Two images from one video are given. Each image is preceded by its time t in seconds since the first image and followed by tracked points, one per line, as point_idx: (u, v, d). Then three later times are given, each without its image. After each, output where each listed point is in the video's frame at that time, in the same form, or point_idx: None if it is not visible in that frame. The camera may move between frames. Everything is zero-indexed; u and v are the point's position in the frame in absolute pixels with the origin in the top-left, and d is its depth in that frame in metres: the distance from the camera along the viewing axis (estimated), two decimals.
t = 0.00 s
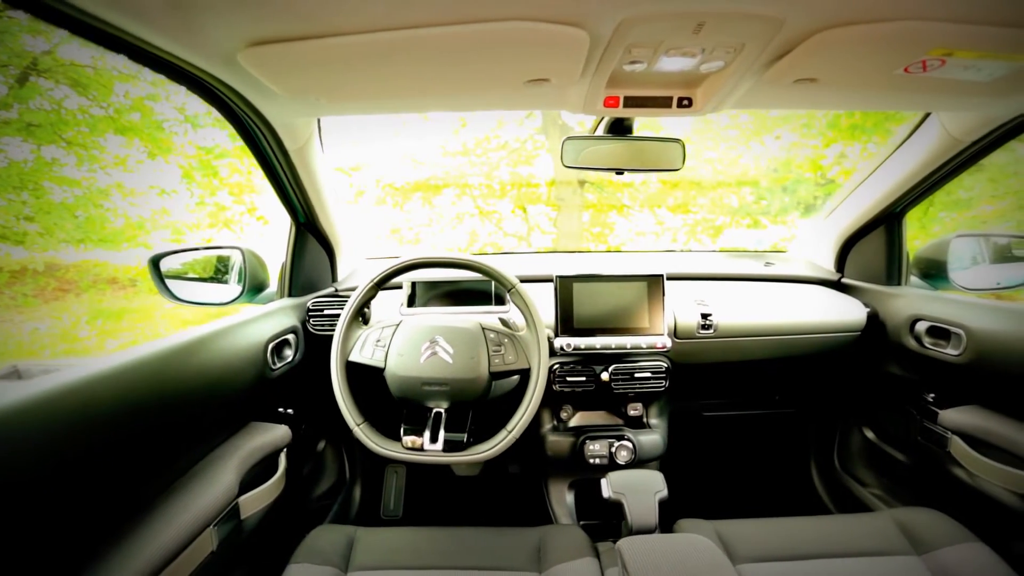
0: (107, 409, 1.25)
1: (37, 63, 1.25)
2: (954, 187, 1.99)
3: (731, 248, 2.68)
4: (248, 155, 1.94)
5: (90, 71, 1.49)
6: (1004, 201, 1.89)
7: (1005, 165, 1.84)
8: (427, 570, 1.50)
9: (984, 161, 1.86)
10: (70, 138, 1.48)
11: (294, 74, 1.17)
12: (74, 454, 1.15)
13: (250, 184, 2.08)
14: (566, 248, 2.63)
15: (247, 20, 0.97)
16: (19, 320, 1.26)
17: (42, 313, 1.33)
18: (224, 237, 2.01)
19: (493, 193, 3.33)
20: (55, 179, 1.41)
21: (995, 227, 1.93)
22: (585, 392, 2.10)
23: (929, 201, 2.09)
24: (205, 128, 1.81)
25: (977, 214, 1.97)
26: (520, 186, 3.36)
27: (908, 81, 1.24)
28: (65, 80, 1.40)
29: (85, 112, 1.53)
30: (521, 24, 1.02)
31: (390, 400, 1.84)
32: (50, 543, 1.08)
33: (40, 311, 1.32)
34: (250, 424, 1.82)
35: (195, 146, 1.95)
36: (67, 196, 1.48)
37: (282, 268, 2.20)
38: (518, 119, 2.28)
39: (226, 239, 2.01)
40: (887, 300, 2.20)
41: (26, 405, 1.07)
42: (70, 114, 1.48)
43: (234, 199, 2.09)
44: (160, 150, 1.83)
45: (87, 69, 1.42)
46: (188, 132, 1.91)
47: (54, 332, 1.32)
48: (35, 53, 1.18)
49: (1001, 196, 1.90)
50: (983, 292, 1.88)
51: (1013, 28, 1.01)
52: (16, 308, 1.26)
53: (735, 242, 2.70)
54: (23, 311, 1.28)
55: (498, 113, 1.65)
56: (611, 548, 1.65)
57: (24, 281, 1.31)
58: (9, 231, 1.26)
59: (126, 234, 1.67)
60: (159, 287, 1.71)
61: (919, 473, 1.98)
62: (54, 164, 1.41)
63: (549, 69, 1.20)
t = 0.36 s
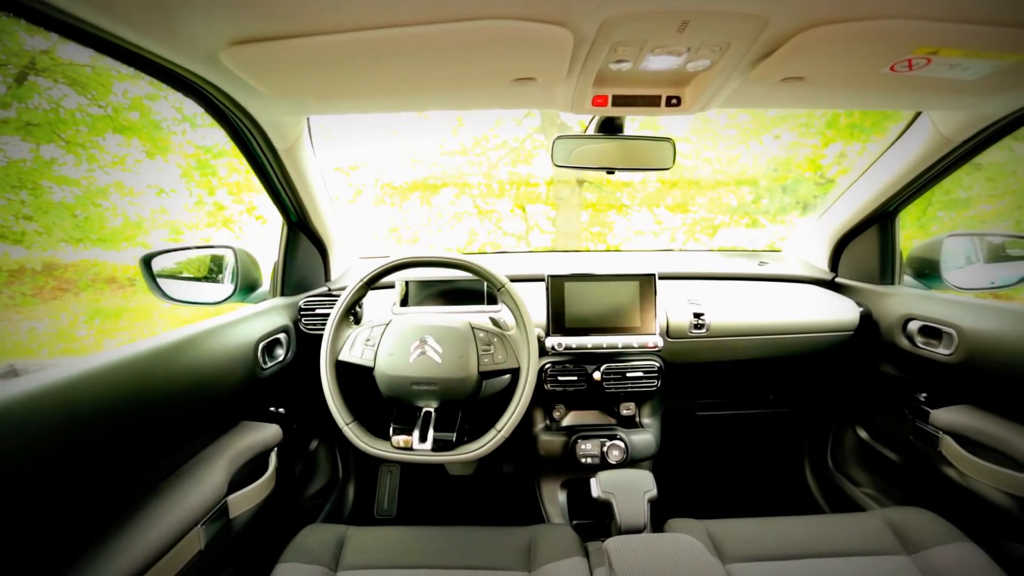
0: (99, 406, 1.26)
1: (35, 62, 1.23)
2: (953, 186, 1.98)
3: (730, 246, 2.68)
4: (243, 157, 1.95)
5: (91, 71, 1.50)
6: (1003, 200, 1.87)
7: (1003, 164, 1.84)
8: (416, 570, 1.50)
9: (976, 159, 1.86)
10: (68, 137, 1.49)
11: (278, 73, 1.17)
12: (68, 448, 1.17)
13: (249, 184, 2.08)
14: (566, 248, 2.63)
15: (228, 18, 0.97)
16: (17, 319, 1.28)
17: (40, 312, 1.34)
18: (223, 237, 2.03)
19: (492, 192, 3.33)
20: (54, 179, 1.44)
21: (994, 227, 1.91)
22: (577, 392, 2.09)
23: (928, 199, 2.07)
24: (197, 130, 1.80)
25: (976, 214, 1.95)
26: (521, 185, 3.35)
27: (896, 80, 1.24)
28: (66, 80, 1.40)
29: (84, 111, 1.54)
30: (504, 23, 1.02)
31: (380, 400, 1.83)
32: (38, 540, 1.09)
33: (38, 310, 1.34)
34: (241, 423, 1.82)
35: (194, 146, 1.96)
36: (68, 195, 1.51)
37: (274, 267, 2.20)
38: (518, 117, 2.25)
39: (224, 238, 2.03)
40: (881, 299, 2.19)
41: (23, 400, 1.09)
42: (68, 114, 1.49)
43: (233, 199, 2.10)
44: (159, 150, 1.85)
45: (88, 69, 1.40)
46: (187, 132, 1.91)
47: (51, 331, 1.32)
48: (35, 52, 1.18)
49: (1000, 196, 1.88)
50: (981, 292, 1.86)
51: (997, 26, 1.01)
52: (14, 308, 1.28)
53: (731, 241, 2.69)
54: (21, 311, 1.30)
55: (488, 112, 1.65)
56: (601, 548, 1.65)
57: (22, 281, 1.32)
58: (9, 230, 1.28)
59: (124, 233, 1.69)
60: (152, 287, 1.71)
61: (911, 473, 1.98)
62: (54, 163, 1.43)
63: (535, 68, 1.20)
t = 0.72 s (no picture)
0: (89, 402, 1.28)
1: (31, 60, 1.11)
2: (953, 186, 1.96)
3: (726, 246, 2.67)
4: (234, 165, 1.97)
5: (90, 69, 1.53)
6: (1002, 199, 1.87)
7: (1001, 164, 1.84)
8: (402, 570, 1.50)
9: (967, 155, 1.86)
10: (68, 137, 1.59)
11: (260, 72, 1.17)
12: (59, 441, 1.19)
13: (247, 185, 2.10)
14: (564, 248, 2.63)
15: (207, 17, 0.97)
16: (14, 319, 1.33)
17: (39, 311, 1.40)
18: (220, 236, 2.09)
19: (490, 191, 3.29)
20: (53, 179, 1.54)
21: (991, 227, 1.91)
22: (567, 392, 2.09)
23: (925, 197, 2.05)
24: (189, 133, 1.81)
25: (974, 213, 1.95)
26: (517, 184, 3.30)
27: (880, 79, 1.24)
28: (64, 80, 1.47)
29: (82, 111, 1.62)
30: (483, 22, 1.02)
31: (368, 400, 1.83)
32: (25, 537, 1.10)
33: (37, 308, 1.41)
34: (229, 422, 1.82)
35: (193, 146, 2.01)
36: (67, 195, 1.62)
37: (265, 266, 2.20)
38: (514, 116, 2.23)
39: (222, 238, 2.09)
40: (872, 299, 2.19)
41: (18, 393, 1.12)
42: (67, 113, 1.58)
43: (231, 199, 2.11)
44: (157, 149, 1.96)
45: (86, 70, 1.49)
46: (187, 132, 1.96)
47: (48, 330, 1.35)
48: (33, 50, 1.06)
49: (999, 195, 1.88)
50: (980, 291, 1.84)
51: (977, 25, 1.00)
52: (12, 307, 1.35)
53: (728, 241, 2.69)
54: (18, 311, 1.35)
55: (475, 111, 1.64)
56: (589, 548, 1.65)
57: (20, 281, 1.39)
58: (9, 231, 1.36)
59: (122, 233, 1.81)
60: (140, 286, 1.73)
61: (902, 473, 1.98)
62: (53, 164, 1.53)
63: (517, 67, 1.19)
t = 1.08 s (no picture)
0: (79, 397, 1.29)
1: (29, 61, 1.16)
2: (952, 185, 1.93)
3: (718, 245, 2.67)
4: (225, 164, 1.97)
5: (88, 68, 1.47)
6: (1000, 199, 1.86)
7: (999, 163, 1.82)
8: (389, 569, 1.50)
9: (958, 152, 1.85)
10: (70, 136, 1.63)
11: (241, 70, 1.17)
12: (46, 438, 1.19)
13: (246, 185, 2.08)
14: (561, 246, 2.64)
15: (183, 15, 0.96)
16: (12, 317, 1.34)
17: (35, 311, 1.39)
18: (218, 237, 2.08)
19: (489, 190, 3.30)
20: (50, 179, 1.56)
21: (988, 226, 1.90)
22: (557, 391, 2.09)
23: (923, 196, 2.02)
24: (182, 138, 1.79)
25: (972, 212, 1.93)
26: (515, 183, 3.29)
27: (863, 77, 1.23)
28: (63, 80, 1.45)
29: (80, 111, 1.61)
30: (461, 20, 1.02)
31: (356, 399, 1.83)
32: (11, 534, 1.10)
33: (34, 308, 1.40)
34: (218, 421, 1.82)
35: (191, 146, 1.95)
36: (66, 195, 1.64)
37: (255, 265, 2.19)
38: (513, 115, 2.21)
39: (220, 238, 2.08)
40: (863, 298, 2.18)
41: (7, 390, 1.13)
42: (65, 113, 1.59)
43: (229, 198, 2.09)
44: (154, 148, 1.91)
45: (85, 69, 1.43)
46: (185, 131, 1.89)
47: (44, 330, 1.35)
48: (27, 51, 1.12)
49: (997, 194, 1.86)
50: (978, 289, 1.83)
51: (955, 23, 1.00)
52: (9, 308, 1.36)
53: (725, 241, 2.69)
54: (16, 309, 1.37)
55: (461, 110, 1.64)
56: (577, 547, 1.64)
57: (18, 280, 1.40)
58: (8, 228, 1.39)
59: (120, 233, 1.81)
60: (126, 283, 1.72)
61: (892, 472, 1.98)
62: (48, 164, 1.55)
63: (498, 65, 1.19)
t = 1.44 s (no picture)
0: (71, 393, 1.31)
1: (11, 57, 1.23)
2: (950, 184, 1.94)
3: (709, 245, 2.67)
4: (212, 174, 2.00)
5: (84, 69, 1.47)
6: (998, 198, 1.84)
7: (995, 163, 1.83)
8: (374, 568, 1.50)
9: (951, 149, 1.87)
10: (67, 136, 1.65)
11: (220, 68, 1.17)
12: (36, 435, 1.20)
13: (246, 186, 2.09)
14: (559, 244, 2.65)
15: (156, 13, 0.96)
16: (9, 318, 1.33)
17: (34, 310, 1.40)
18: (217, 237, 2.11)
19: (488, 190, 3.28)
20: (48, 179, 1.58)
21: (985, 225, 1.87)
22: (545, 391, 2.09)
23: (922, 195, 2.00)
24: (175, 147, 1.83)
25: (971, 212, 1.92)
26: (514, 182, 3.22)
27: (844, 76, 1.23)
28: (63, 79, 1.43)
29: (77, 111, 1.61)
30: (437, 19, 1.02)
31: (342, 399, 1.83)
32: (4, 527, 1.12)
33: (32, 307, 1.41)
34: (206, 420, 1.82)
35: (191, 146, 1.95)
36: (64, 194, 1.67)
37: (245, 265, 2.19)
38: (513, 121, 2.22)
39: (219, 239, 2.11)
40: (853, 297, 2.18)
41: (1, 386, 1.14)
42: (63, 113, 1.58)
43: (227, 199, 2.10)
44: (153, 148, 1.92)
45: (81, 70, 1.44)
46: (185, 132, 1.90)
47: (43, 330, 1.36)
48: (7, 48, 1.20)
49: (995, 193, 1.85)
50: (975, 288, 1.80)
51: (931, 21, 1.00)
52: (7, 308, 1.35)
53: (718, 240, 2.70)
54: (13, 309, 1.37)
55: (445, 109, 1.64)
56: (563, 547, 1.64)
57: (16, 280, 1.42)
58: (5, 229, 1.41)
59: (119, 233, 1.86)
60: (113, 280, 1.70)
61: (881, 472, 1.97)
62: (48, 164, 1.57)
63: (478, 64, 1.19)
